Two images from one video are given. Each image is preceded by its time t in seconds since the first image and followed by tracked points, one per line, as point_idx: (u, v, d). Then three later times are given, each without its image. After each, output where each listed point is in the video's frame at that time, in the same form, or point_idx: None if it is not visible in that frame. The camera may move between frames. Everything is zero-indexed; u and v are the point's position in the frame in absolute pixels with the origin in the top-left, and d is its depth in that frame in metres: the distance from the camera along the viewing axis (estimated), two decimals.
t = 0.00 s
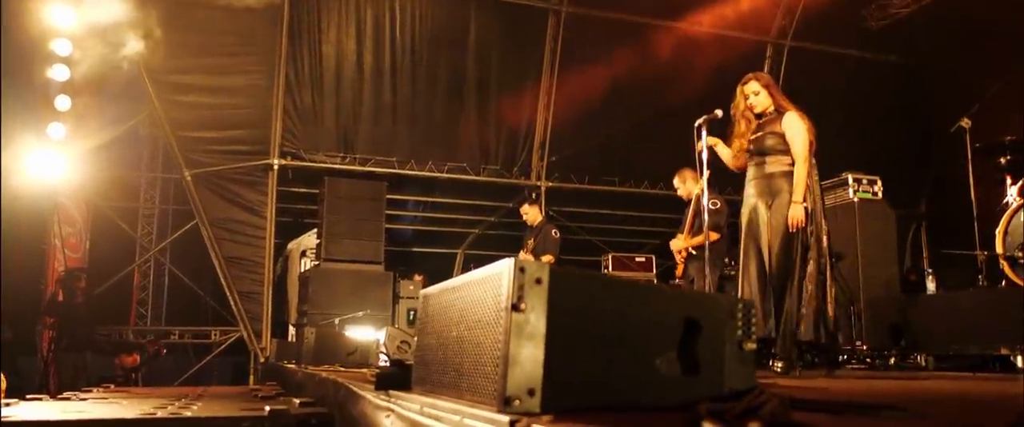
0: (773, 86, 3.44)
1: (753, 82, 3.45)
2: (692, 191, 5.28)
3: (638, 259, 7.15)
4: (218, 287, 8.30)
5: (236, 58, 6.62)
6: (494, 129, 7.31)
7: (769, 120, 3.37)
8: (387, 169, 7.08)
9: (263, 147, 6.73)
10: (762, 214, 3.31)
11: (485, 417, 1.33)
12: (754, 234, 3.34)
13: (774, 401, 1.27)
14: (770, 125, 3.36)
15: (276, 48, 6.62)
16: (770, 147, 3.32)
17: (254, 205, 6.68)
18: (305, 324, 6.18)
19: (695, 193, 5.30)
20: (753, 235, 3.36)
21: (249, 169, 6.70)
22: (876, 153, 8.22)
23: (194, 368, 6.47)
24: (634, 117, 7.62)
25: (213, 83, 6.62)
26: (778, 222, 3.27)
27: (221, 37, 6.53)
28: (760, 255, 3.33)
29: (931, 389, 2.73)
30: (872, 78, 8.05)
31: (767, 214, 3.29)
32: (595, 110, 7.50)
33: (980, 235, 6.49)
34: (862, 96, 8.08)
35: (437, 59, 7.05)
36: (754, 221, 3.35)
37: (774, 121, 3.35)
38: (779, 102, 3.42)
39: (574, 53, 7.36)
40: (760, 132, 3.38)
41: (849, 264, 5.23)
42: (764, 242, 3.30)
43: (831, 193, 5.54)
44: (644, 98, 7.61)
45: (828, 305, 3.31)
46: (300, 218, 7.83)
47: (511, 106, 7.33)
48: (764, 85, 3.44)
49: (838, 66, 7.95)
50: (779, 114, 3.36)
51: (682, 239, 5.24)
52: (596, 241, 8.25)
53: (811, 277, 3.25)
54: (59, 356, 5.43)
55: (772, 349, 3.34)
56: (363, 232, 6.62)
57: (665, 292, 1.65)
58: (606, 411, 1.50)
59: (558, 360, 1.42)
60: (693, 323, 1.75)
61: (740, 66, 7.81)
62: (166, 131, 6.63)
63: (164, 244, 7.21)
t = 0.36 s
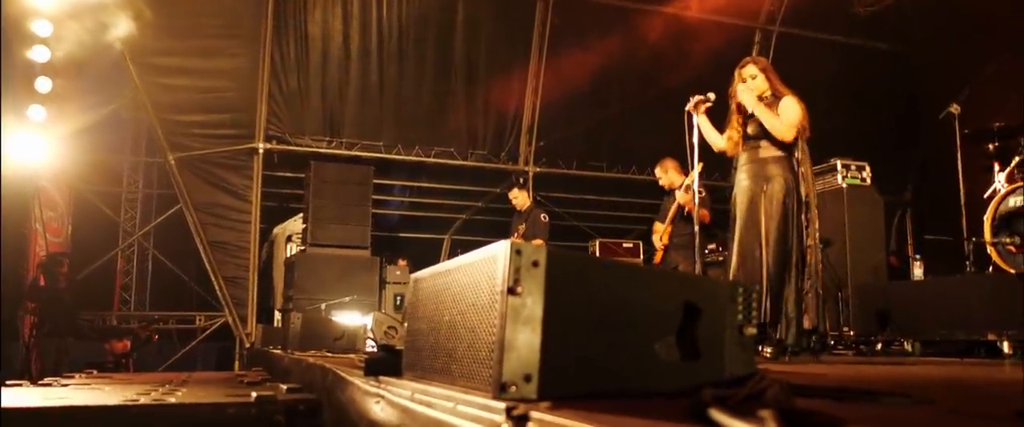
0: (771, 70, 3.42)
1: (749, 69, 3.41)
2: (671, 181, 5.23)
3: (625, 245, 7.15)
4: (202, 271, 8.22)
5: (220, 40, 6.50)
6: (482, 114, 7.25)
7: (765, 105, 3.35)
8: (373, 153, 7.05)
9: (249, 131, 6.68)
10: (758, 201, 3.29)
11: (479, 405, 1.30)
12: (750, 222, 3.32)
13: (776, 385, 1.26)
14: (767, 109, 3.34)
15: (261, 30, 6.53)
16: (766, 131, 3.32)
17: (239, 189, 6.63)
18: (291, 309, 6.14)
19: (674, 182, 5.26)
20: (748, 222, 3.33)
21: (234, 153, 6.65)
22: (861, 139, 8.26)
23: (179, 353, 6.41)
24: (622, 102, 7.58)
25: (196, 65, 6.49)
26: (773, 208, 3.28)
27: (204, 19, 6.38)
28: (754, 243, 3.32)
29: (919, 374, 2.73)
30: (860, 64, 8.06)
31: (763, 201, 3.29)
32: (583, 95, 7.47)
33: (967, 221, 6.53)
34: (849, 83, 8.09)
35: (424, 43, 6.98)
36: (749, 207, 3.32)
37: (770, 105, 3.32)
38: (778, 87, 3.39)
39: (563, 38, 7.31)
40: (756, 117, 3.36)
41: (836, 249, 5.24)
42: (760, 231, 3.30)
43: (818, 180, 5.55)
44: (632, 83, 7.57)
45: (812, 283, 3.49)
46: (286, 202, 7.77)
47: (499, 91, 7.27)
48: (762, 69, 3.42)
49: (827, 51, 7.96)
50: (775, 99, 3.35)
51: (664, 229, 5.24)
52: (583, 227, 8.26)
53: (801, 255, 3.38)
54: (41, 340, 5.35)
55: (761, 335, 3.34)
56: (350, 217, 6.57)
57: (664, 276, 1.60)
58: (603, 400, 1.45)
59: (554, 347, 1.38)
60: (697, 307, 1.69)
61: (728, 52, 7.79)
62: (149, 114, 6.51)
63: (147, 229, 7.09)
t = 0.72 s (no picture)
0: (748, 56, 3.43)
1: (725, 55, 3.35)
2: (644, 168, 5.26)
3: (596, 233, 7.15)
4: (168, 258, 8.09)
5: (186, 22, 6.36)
6: (454, 100, 7.19)
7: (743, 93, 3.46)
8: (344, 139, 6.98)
9: (217, 115, 6.55)
10: (732, 189, 3.35)
11: (466, 393, 1.28)
12: (726, 209, 3.39)
13: (762, 375, 1.27)
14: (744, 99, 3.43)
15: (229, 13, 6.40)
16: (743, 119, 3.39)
17: (206, 174, 6.52)
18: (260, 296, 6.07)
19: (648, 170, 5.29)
20: (723, 210, 3.40)
21: (202, 138, 6.53)
22: (833, 130, 8.31)
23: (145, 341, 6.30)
24: (595, 91, 7.58)
25: (162, 47, 6.33)
26: (748, 197, 3.33)
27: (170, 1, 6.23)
28: (732, 231, 3.37)
29: (890, 362, 2.76)
30: (830, 55, 8.12)
31: (737, 189, 3.34)
32: (556, 83, 7.45)
33: (933, 211, 6.63)
34: (820, 74, 8.15)
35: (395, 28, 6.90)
36: (724, 195, 3.39)
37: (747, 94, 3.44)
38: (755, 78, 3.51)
39: (536, 25, 7.26)
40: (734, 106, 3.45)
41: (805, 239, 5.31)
42: (736, 219, 3.35)
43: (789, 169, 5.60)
44: (605, 72, 7.56)
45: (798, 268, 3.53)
46: (254, 188, 7.67)
47: (472, 78, 7.22)
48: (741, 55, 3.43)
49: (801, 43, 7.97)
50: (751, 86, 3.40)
51: (636, 220, 5.27)
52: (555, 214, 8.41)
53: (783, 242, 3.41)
54: None
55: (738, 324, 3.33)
56: (320, 203, 6.51)
57: (653, 264, 1.58)
58: (592, 389, 1.43)
59: (542, 335, 1.36)
60: (687, 295, 1.66)
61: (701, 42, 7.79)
62: (115, 96, 6.37)
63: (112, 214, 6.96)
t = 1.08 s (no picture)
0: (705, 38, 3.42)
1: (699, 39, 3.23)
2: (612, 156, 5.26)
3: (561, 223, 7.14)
4: (124, 247, 7.90)
5: (143, 5, 6.19)
6: (418, 89, 7.12)
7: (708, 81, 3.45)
8: (306, 126, 6.85)
9: (175, 101, 6.39)
10: (698, 179, 3.36)
11: (446, 388, 1.27)
12: (693, 199, 3.39)
13: (746, 368, 1.26)
14: (709, 88, 3.42)
15: None
16: (710, 109, 3.38)
17: (164, 162, 6.38)
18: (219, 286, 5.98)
19: (614, 158, 5.29)
20: (689, 200, 3.41)
21: (160, 124, 6.37)
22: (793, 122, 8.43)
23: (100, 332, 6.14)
24: (560, 82, 7.56)
25: (118, 30, 6.13)
26: (714, 187, 3.34)
27: None
28: (698, 220, 3.40)
29: (856, 352, 2.79)
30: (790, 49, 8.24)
31: (703, 180, 3.35)
32: (520, 72, 7.43)
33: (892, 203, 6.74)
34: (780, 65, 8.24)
35: (361, 15, 6.78)
36: (690, 185, 3.40)
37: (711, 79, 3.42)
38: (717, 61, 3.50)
39: (501, 13, 7.23)
40: (699, 94, 3.44)
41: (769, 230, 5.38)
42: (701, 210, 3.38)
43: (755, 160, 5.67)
44: (571, 62, 7.54)
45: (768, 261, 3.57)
46: (213, 176, 7.52)
47: (436, 66, 7.16)
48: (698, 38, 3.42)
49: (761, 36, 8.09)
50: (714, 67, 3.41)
51: (604, 210, 5.23)
52: (520, 206, 8.37)
53: (751, 231, 3.46)
54: None
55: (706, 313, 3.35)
56: (282, 192, 6.41)
57: (635, 255, 1.58)
58: (570, 382, 1.42)
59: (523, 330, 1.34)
60: (665, 288, 1.68)
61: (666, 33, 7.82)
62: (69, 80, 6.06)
63: (64, 201, 6.74)
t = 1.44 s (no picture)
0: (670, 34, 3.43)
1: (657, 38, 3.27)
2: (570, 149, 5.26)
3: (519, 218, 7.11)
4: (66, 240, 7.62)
5: None
6: (373, 81, 7.02)
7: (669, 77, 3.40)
8: (257, 117, 6.76)
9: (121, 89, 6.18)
10: (657, 174, 3.36)
11: (415, 382, 1.24)
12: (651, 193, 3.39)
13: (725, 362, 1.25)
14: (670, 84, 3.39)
15: None
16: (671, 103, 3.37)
17: (108, 151, 6.20)
18: (166, 279, 5.82)
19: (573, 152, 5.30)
20: (647, 197, 3.41)
21: (105, 112, 6.16)
22: (747, 120, 8.52)
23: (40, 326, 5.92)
24: (517, 76, 7.52)
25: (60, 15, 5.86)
26: (672, 182, 3.35)
27: None
28: (656, 217, 3.41)
29: (817, 346, 2.80)
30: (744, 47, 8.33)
31: (662, 175, 3.36)
32: (477, 65, 7.37)
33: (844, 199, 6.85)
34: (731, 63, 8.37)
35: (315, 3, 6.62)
36: (649, 180, 3.40)
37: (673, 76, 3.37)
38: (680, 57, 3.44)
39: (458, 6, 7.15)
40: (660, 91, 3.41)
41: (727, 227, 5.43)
42: (657, 205, 3.38)
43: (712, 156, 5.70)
44: (528, 56, 7.50)
45: (720, 259, 3.61)
46: (160, 168, 7.31)
47: (392, 58, 7.05)
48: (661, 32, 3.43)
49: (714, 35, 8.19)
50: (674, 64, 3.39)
51: (562, 205, 5.19)
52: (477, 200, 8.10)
53: (707, 228, 3.49)
54: None
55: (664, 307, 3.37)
56: (233, 185, 6.26)
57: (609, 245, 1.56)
58: (545, 377, 1.39)
59: (496, 322, 1.32)
60: (639, 278, 1.66)
61: (623, 29, 7.82)
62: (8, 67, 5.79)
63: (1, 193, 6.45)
